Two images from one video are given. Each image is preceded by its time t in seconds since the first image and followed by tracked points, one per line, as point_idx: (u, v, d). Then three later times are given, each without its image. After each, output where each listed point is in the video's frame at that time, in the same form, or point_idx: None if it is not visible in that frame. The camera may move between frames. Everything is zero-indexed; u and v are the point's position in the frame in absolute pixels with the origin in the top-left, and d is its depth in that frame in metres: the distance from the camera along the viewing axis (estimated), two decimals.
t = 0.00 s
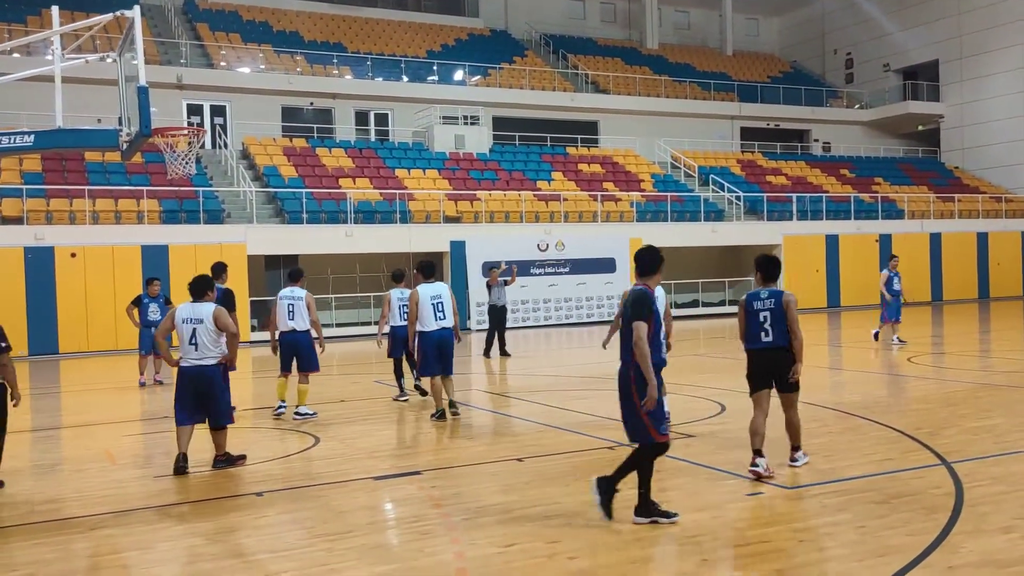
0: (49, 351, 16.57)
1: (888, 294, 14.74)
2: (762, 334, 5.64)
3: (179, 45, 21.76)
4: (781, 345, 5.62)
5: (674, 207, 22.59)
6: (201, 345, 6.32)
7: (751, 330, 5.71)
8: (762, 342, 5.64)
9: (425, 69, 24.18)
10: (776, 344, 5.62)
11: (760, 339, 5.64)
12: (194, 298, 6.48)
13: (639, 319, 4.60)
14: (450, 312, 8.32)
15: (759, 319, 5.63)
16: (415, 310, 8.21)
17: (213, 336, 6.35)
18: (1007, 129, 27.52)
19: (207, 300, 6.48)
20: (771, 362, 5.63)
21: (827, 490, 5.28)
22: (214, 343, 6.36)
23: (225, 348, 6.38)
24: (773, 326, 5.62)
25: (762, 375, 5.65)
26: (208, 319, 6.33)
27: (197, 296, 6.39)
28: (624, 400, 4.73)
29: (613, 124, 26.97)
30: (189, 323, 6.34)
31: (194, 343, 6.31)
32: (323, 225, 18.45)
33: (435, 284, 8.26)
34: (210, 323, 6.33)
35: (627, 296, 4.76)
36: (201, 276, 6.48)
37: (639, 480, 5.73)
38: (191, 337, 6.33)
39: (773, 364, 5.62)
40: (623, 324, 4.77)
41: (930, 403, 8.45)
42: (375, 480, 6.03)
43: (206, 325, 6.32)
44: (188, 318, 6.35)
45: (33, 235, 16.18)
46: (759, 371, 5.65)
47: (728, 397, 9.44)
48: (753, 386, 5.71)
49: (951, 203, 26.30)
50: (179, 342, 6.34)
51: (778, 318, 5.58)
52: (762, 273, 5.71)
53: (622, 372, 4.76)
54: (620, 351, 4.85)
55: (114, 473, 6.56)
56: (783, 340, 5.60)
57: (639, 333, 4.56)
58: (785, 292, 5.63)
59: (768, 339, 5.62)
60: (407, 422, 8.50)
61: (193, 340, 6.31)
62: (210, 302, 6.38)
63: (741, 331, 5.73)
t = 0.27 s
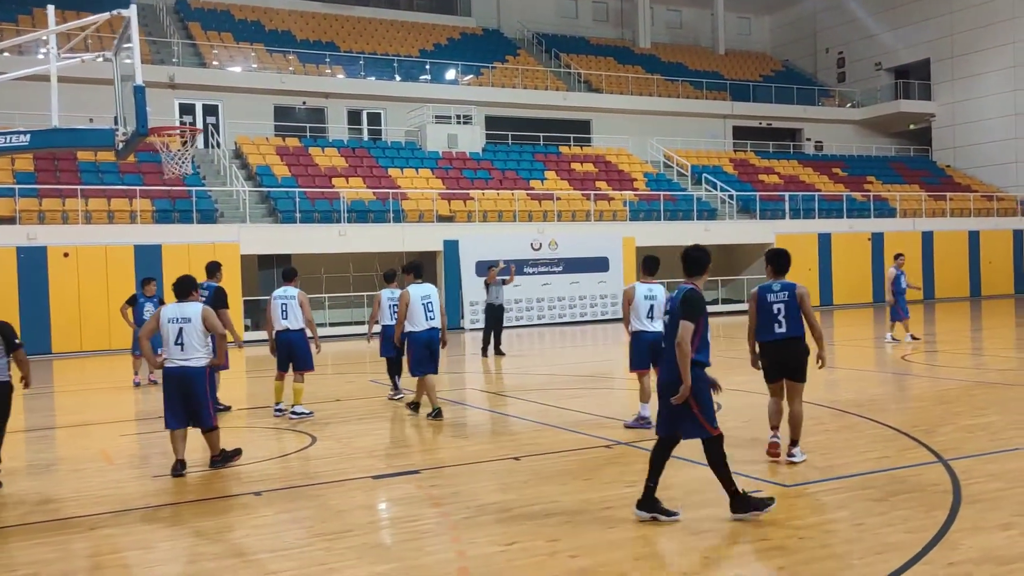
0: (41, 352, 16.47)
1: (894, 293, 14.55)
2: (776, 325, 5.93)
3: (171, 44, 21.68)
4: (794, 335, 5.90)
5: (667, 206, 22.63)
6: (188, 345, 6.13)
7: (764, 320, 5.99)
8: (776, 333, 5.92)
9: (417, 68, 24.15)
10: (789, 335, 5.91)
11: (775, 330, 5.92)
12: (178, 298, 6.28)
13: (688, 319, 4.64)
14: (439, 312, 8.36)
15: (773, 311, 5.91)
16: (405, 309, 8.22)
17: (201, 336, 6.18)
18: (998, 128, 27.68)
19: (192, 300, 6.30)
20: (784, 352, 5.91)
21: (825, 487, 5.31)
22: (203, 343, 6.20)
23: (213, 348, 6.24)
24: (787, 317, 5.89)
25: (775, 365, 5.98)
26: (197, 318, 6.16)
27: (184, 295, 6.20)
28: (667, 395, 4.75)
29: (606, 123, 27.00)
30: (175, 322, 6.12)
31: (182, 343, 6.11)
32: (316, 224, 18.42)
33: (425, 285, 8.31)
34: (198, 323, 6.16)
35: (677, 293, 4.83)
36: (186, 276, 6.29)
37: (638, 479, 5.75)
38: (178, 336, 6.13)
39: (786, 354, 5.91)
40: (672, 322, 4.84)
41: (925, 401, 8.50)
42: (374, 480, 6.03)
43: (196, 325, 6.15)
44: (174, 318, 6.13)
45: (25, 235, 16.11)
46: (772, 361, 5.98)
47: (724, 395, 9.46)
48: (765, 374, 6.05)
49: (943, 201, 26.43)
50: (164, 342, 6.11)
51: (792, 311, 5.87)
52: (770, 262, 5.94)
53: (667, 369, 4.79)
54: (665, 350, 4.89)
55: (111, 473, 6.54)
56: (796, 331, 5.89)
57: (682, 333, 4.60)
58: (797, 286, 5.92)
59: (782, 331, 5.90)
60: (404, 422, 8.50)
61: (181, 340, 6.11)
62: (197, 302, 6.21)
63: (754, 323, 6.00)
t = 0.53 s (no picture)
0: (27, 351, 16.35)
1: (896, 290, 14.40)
2: (777, 323, 6.21)
3: (160, 41, 21.56)
4: (793, 332, 6.23)
5: (657, 204, 22.68)
6: (177, 342, 5.85)
7: (765, 318, 6.23)
8: (778, 331, 6.21)
9: (407, 66, 24.14)
10: (789, 331, 6.23)
11: (777, 328, 6.20)
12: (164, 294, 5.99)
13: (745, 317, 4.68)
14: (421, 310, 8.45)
15: (775, 310, 6.17)
16: (390, 305, 8.21)
17: (190, 333, 5.90)
18: (984, 128, 27.91)
19: (179, 295, 6.00)
20: (785, 348, 6.21)
21: (819, 484, 5.34)
22: (192, 340, 5.92)
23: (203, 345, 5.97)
24: (787, 315, 6.20)
25: (773, 361, 6.25)
26: (184, 315, 5.86)
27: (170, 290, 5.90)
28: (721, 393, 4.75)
29: (596, 122, 27.04)
30: (162, 319, 5.84)
31: (169, 341, 5.83)
32: (307, 222, 18.37)
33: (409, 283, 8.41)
34: (186, 319, 5.87)
35: (726, 291, 4.88)
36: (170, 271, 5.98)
37: (632, 476, 5.77)
38: (165, 334, 5.85)
39: (788, 350, 6.21)
40: (722, 321, 4.87)
41: (914, 399, 8.56)
42: (368, 478, 6.03)
43: (183, 322, 5.85)
44: (160, 315, 5.84)
45: (13, 233, 16.02)
46: (771, 357, 6.24)
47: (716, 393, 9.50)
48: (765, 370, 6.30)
49: (930, 201, 26.61)
50: (151, 340, 5.84)
51: (793, 309, 6.18)
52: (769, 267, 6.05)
53: (719, 368, 4.80)
54: (712, 349, 4.90)
55: (103, 472, 6.50)
56: (795, 328, 6.21)
57: (746, 331, 4.64)
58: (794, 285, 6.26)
59: (784, 328, 6.20)
60: (397, 419, 8.50)
61: (168, 338, 5.83)
62: (184, 298, 5.92)
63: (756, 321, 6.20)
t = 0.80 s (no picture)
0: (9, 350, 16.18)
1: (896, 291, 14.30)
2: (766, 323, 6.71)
3: (145, 38, 21.39)
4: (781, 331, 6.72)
5: (643, 204, 22.75)
6: (167, 344, 5.78)
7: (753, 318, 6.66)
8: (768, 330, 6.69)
9: (393, 66, 24.10)
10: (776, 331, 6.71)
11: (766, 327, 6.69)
12: (151, 295, 5.89)
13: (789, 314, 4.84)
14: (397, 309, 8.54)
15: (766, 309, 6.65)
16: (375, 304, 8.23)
17: (180, 334, 5.83)
18: (967, 129, 28.23)
19: (166, 295, 5.92)
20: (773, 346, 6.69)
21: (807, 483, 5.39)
22: (182, 342, 5.85)
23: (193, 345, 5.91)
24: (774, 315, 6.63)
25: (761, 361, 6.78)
26: (174, 316, 5.79)
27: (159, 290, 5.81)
28: (765, 389, 4.82)
29: (582, 122, 27.09)
30: (152, 321, 5.75)
31: (160, 343, 5.75)
32: (293, 221, 18.29)
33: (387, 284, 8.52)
34: (177, 320, 5.79)
35: (764, 289, 4.96)
36: (157, 271, 5.88)
37: (622, 475, 5.79)
38: (154, 336, 5.76)
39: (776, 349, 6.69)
40: (758, 319, 4.94)
41: (899, 398, 8.65)
42: (357, 478, 6.01)
43: (174, 323, 5.78)
44: (150, 317, 5.75)
45: None
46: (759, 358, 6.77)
47: (703, 392, 9.55)
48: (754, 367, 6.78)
49: (912, 202, 26.83)
50: (141, 342, 5.75)
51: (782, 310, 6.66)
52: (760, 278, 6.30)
53: (760, 365, 4.87)
54: (747, 347, 4.94)
55: (89, 471, 6.45)
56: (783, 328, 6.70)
57: (795, 326, 4.80)
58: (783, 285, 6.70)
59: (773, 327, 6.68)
60: (385, 419, 8.48)
61: (158, 340, 5.75)
62: (173, 298, 5.83)
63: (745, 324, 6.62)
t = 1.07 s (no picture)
0: None
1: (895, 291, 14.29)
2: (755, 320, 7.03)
3: (127, 35, 21.22)
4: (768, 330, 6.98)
5: (628, 204, 22.82)
6: (160, 346, 5.60)
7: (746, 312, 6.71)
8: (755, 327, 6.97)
9: (378, 64, 24.05)
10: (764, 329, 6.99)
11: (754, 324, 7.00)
12: (145, 296, 5.73)
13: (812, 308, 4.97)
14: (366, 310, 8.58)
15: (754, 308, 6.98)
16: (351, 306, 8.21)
17: (174, 336, 5.66)
18: (948, 130, 28.51)
19: (160, 296, 5.76)
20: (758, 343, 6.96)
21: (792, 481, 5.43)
22: (176, 344, 5.67)
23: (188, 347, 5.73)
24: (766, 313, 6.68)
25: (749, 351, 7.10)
26: (169, 317, 5.63)
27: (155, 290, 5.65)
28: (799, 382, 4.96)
29: (567, 121, 27.14)
30: (145, 322, 5.58)
31: (153, 344, 5.58)
32: (277, 219, 18.21)
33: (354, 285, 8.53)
34: (171, 321, 5.62)
35: (784, 285, 5.06)
36: (154, 270, 5.72)
37: (609, 473, 5.81)
38: (148, 337, 5.59)
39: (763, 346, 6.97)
40: (781, 315, 5.05)
41: (882, 396, 8.73)
42: (344, 477, 6.00)
43: (168, 324, 5.62)
44: (144, 317, 5.59)
45: None
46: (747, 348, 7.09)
47: (688, 391, 9.60)
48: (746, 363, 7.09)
49: (894, 202, 27.04)
50: (135, 344, 5.58)
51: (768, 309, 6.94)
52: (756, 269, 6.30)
53: (788, 359, 5.01)
54: (773, 342, 5.08)
55: (73, 471, 6.40)
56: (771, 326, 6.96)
57: (809, 320, 4.90)
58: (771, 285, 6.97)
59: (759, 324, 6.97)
60: (372, 418, 8.47)
61: (152, 341, 5.57)
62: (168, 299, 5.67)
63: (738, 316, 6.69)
